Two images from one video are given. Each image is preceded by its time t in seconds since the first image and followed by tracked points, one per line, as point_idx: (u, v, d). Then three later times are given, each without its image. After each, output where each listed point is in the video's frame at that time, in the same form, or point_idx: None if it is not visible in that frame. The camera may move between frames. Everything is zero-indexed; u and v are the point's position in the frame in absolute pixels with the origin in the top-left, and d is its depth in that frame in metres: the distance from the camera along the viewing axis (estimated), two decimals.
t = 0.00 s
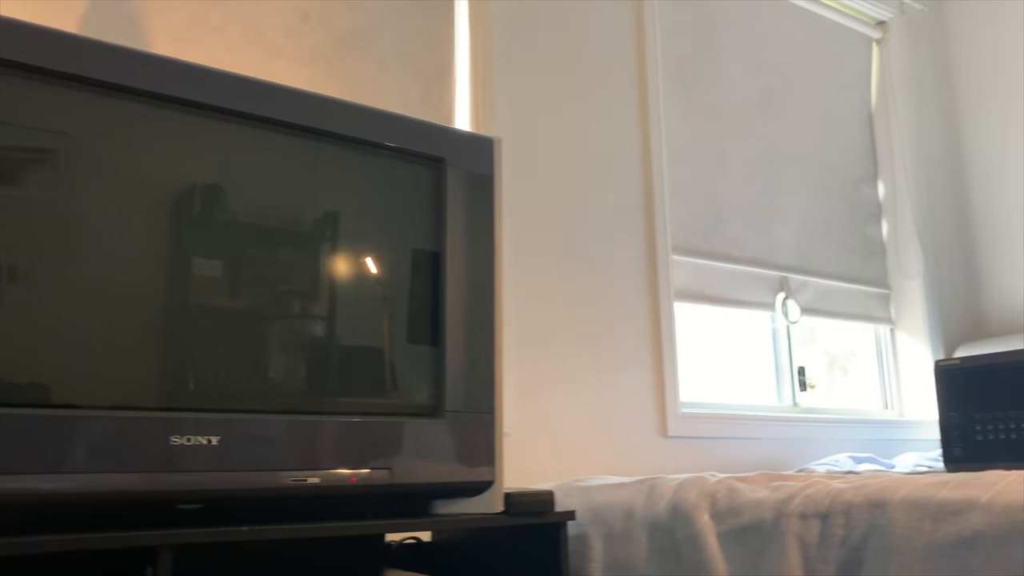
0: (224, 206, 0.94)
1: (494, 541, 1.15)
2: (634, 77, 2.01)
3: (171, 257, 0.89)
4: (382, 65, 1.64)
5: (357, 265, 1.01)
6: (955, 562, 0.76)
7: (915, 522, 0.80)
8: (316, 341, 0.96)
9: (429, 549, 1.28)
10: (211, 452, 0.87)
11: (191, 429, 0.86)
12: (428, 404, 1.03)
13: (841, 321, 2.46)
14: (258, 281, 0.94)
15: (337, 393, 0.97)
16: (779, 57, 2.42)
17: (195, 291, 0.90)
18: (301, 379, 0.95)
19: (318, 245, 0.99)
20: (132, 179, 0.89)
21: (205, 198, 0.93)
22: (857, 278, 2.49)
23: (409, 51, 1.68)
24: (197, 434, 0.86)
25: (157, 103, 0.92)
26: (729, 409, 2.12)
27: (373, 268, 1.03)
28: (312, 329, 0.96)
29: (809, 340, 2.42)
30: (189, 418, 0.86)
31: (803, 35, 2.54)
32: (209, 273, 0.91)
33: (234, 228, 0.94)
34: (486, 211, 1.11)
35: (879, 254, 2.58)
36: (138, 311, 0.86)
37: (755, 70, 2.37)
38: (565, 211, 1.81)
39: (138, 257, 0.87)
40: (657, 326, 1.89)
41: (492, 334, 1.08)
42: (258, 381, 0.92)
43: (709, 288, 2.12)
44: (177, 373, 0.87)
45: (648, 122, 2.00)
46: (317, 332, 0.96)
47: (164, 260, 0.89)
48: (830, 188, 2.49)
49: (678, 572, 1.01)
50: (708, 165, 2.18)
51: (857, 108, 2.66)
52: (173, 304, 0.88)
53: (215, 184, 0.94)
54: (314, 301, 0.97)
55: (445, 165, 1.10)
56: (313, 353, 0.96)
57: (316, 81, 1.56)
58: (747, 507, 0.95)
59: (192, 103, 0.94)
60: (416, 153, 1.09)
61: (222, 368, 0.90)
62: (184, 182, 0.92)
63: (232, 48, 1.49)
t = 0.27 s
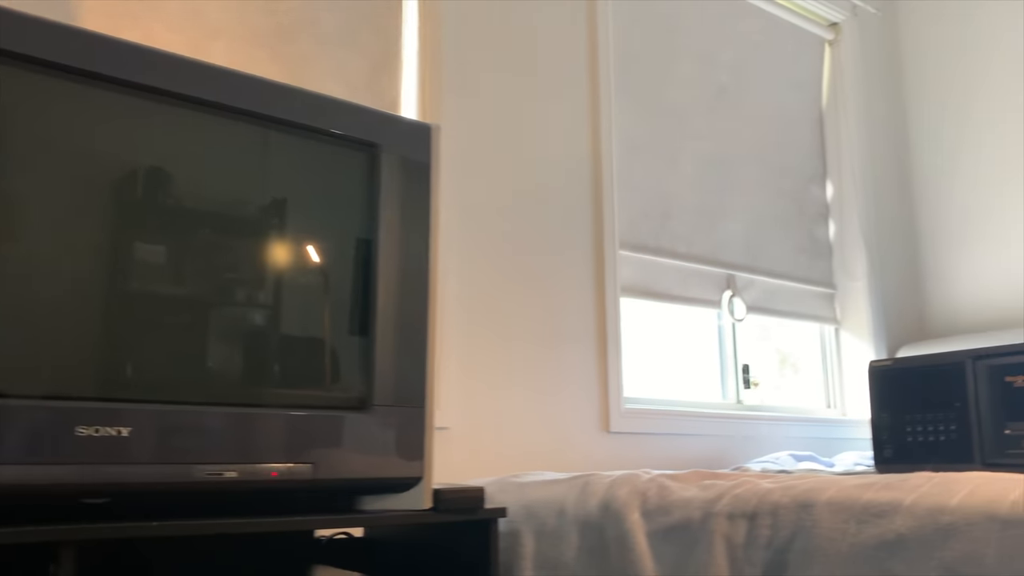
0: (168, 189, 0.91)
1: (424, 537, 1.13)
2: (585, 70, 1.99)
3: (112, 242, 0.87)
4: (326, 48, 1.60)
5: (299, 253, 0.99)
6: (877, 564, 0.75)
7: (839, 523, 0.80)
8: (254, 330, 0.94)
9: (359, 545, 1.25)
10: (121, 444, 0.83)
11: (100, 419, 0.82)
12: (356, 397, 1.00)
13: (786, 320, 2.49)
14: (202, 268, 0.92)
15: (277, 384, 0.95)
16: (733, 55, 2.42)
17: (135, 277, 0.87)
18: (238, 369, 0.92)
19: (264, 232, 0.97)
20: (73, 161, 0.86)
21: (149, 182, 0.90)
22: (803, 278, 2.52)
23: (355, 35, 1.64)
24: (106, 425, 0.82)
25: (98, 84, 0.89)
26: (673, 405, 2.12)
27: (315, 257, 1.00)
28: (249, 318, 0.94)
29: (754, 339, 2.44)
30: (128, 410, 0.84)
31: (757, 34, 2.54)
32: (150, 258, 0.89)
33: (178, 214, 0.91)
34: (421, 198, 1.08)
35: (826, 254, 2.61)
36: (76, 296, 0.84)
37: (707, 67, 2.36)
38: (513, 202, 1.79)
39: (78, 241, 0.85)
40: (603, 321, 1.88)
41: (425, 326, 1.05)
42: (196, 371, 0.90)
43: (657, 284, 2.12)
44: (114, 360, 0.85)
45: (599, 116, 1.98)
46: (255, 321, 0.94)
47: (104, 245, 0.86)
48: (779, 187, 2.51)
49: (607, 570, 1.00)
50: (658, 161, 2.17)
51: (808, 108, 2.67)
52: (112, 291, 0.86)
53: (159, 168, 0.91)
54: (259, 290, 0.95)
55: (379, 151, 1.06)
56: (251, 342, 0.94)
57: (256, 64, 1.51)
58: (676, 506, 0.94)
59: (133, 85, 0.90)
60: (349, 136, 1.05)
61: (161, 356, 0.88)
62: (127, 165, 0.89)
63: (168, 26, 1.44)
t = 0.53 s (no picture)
0: (111, 170, 0.88)
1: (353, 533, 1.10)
2: (537, 63, 1.97)
3: (50, 224, 0.83)
4: (270, 30, 1.55)
5: (240, 240, 0.96)
6: (802, 567, 0.75)
7: (766, 525, 0.79)
8: (192, 318, 0.90)
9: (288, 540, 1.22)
10: (25, 436, 0.78)
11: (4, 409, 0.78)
12: (280, 388, 0.96)
13: (733, 318, 2.51)
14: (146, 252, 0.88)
15: (218, 373, 0.92)
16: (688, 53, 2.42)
17: (75, 260, 0.84)
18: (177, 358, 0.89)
19: (207, 218, 0.93)
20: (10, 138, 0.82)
21: (90, 163, 0.86)
22: (750, 277, 2.55)
23: (300, 17, 1.60)
24: (9, 415, 0.78)
25: (34, 63, 0.85)
26: (618, 401, 2.12)
27: (256, 244, 0.97)
28: (188, 304, 0.90)
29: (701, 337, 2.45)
30: (63, 400, 0.81)
31: (711, 32, 2.55)
32: (91, 241, 0.85)
33: (121, 196, 0.88)
34: (355, 186, 1.05)
35: (774, 254, 2.64)
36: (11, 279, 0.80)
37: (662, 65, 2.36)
38: (461, 194, 1.77)
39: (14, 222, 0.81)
40: (550, 317, 1.86)
41: (356, 317, 1.02)
42: (131, 358, 0.86)
43: (605, 280, 2.12)
44: (50, 346, 0.82)
45: (550, 110, 1.96)
46: (192, 308, 0.91)
47: (42, 226, 0.83)
48: (729, 186, 2.53)
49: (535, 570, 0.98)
50: (610, 157, 2.16)
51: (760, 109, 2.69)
52: (50, 274, 0.82)
53: (101, 148, 0.87)
54: (203, 276, 0.92)
55: (312, 135, 1.03)
56: (189, 331, 0.90)
57: (195, 44, 1.46)
58: (606, 505, 0.93)
59: (72, 64, 0.87)
60: (280, 119, 1.01)
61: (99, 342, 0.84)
62: (67, 144, 0.85)
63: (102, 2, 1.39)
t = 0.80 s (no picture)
0: (50, 154, 0.85)
1: (281, 532, 1.07)
2: (489, 55, 1.95)
3: None
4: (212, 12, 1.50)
5: (178, 229, 0.93)
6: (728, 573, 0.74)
7: (694, 530, 0.78)
8: (128, 308, 0.88)
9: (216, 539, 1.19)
10: None
11: None
12: (202, 383, 0.93)
13: (683, 316, 2.52)
14: (84, 239, 0.86)
15: (154, 366, 0.90)
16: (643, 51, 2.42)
17: (11, 245, 0.81)
18: (110, 348, 0.87)
19: (146, 205, 0.91)
20: None
21: (28, 146, 0.83)
22: (701, 275, 2.56)
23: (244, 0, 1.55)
24: None
25: None
26: (565, 398, 2.11)
27: (194, 233, 0.94)
28: (125, 293, 0.88)
29: (650, 335, 2.45)
30: None
31: (667, 30, 2.54)
32: (30, 225, 0.83)
33: (60, 181, 0.85)
34: (287, 176, 1.01)
35: (725, 253, 2.67)
36: None
37: (616, 61, 2.35)
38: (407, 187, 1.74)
39: None
40: (497, 313, 1.84)
41: (284, 313, 0.98)
42: (63, 348, 0.84)
43: (555, 276, 2.11)
44: None
45: (502, 103, 1.94)
46: (130, 297, 0.88)
47: None
48: (681, 184, 2.53)
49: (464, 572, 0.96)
50: (561, 151, 2.14)
51: (714, 109, 2.70)
52: None
53: (40, 132, 0.84)
54: (145, 264, 0.90)
55: (242, 123, 0.98)
56: (125, 321, 0.88)
57: (131, 25, 1.41)
58: (538, 507, 0.91)
59: None
60: (207, 105, 0.96)
61: (32, 330, 0.82)
62: (5, 126, 0.82)
63: None
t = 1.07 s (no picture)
0: None
1: (204, 527, 1.04)
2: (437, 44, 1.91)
3: None
4: None
5: (110, 213, 0.89)
6: (651, 571, 0.72)
7: (618, 527, 0.76)
8: (61, 294, 0.84)
9: (138, 534, 1.15)
10: None
11: None
12: (118, 373, 0.88)
13: (631, 311, 2.52)
14: (15, 222, 0.82)
15: (83, 355, 0.86)
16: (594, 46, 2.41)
17: None
18: (40, 337, 0.83)
19: (77, 187, 0.87)
20: None
21: None
22: (649, 270, 2.57)
23: None
24: None
25: None
26: (510, 392, 2.09)
27: (127, 217, 0.90)
28: (55, 279, 0.84)
29: (596, 330, 2.44)
30: None
31: (618, 24, 2.53)
32: None
33: None
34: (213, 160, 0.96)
35: (673, 249, 2.68)
36: None
37: (567, 54, 2.34)
38: (350, 176, 1.70)
39: None
40: (442, 306, 1.82)
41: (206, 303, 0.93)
42: None
43: (502, 269, 2.08)
44: None
45: (449, 93, 1.91)
46: (61, 283, 0.84)
47: None
48: (631, 179, 2.53)
49: (390, 569, 0.93)
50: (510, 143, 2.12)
51: (663, 106, 2.71)
52: None
53: None
54: (82, 250, 0.86)
55: (167, 103, 0.93)
56: (57, 308, 0.84)
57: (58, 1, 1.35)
58: (465, 504, 0.89)
59: None
60: (129, 84, 0.91)
61: None
62: None
63: None
